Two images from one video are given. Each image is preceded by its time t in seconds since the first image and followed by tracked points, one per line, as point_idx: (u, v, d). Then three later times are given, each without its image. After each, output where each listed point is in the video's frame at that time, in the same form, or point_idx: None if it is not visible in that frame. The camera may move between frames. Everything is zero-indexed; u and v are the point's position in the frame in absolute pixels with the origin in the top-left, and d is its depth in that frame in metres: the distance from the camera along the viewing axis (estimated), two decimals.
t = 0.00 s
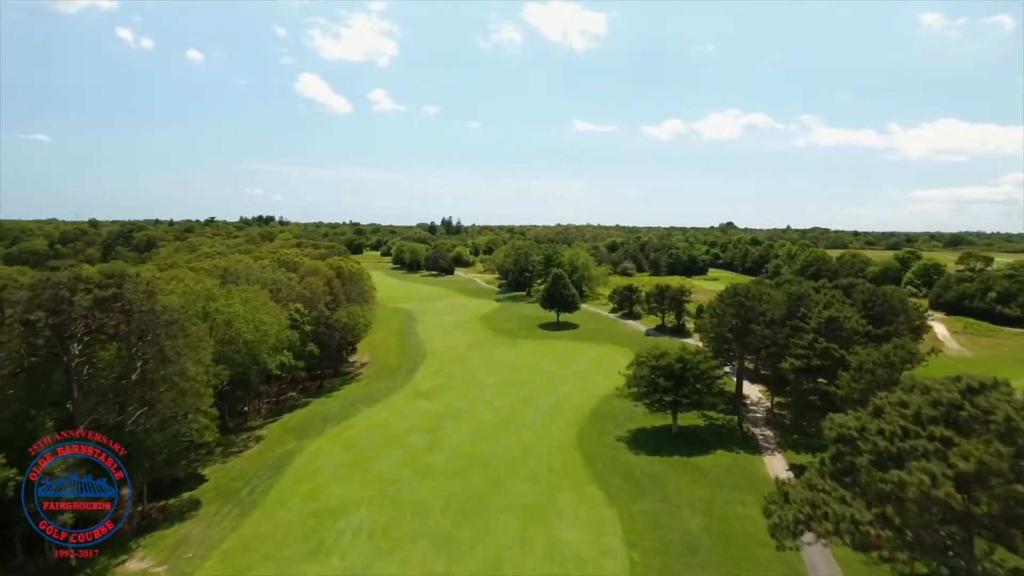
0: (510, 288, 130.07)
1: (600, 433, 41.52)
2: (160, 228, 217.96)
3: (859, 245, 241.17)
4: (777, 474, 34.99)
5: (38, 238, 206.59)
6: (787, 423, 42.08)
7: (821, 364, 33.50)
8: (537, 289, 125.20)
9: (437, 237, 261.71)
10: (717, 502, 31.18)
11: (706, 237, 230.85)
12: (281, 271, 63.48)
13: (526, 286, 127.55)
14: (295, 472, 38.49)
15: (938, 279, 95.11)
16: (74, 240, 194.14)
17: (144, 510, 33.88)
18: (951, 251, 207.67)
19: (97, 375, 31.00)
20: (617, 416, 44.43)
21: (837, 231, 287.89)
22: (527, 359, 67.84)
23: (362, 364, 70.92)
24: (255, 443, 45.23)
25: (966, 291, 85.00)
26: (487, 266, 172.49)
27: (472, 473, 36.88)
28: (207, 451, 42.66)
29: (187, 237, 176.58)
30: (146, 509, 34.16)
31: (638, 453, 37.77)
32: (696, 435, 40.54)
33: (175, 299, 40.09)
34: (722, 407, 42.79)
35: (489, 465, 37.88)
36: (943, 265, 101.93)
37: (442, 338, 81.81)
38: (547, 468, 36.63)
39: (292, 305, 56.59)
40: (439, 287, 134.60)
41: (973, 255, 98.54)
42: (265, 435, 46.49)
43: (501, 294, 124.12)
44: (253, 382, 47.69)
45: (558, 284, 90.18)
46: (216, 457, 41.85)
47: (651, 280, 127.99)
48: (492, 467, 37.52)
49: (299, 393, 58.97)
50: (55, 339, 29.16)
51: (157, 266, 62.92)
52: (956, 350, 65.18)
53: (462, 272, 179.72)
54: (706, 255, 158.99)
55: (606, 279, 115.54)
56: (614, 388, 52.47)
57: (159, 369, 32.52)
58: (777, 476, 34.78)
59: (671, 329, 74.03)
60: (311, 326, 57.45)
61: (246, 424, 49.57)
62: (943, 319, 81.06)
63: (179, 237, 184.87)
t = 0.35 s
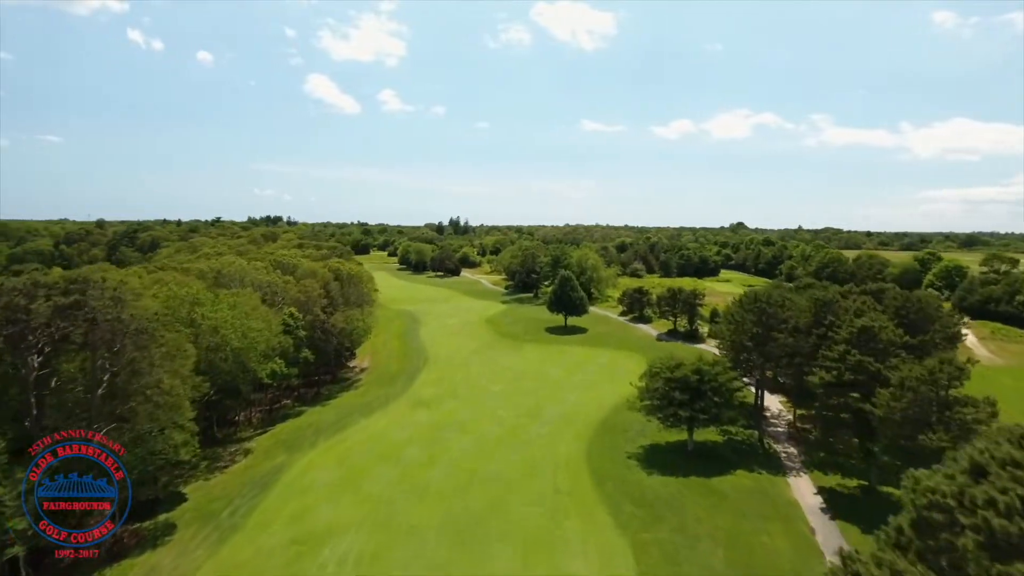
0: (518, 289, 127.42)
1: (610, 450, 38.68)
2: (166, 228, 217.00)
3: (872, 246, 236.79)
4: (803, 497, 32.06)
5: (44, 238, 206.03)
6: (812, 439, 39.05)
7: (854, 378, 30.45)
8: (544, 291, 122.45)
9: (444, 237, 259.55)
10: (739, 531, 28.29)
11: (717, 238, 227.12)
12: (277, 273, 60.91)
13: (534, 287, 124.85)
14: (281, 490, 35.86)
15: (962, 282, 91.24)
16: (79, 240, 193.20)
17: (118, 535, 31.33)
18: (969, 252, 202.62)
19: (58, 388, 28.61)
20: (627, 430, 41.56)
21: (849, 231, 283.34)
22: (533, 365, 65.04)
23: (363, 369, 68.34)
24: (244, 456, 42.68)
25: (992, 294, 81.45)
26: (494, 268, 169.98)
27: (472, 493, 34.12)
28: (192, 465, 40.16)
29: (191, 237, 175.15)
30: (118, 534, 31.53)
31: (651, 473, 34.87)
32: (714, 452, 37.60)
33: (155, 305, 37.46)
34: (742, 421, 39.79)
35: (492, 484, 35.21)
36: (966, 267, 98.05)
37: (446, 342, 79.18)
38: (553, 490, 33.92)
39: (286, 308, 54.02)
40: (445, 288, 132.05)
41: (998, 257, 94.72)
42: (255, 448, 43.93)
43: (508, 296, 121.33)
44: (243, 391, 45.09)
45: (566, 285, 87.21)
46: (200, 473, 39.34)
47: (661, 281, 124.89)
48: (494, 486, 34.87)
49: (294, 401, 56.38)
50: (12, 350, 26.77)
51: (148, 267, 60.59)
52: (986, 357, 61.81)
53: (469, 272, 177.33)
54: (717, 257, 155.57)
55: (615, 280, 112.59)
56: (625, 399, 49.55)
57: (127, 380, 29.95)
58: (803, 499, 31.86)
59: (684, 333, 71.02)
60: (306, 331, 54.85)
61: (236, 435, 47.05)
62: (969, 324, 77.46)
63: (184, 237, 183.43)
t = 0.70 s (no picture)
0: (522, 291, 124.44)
1: (618, 470, 35.49)
2: (168, 228, 215.10)
3: (883, 246, 232.51)
4: (834, 527, 28.85)
5: (44, 238, 204.39)
6: (838, 459, 35.81)
7: (894, 396, 27.29)
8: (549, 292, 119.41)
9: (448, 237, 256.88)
10: (764, 569, 25.14)
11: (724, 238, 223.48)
12: (267, 275, 57.99)
13: (538, 289, 121.82)
14: (260, 514, 32.89)
15: (984, 284, 87.45)
16: (79, 240, 191.39)
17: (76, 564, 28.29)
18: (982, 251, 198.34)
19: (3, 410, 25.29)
20: (637, 448, 38.36)
21: (859, 232, 279.01)
22: (537, 372, 61.96)
23: (358, 375, 65.43)
24: (224, 472, 39.75)
25: (1016, 298, 77.73)
26: (498, 268, 167.04)
27: (468, 519, 31.11)
28: (167, 484, 37.26)
29: (191, 237, 173.10)
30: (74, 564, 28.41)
31: (664, 497, 31.75)
32: (732, 472, 34.42)
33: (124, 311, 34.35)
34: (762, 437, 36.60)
35: (488, 509, 32.09)
36: (987, 268, 94.11)
37: (447, 346, 76.25)
38: (556, 517, 30.76)
39: (274, 313, 51.05)
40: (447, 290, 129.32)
41: (1021, 258, 90.86)
42: (237, 463, 41.01)
43: (511, 298, 118.33)
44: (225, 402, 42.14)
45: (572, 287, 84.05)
46: (175, 492, 36.42)
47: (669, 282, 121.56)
48: (490, 512, 31.77)
49: (284, 410, 53.48)
50: None
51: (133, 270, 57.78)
52: (1015, 365, 58.35)
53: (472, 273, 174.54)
54: (726, 257, 152.07)
55: (622, 282, 109.42)
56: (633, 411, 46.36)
57: (84, 396, 26.76)
58: (834, 529, 28.68)
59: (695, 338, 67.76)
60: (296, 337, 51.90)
61: (218, 449, 44.15)
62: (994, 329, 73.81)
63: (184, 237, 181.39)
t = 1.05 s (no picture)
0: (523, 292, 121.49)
1: (625, 492, 32.46)
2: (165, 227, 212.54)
3: (890, 246, 228.90)
4: (868, 560, 25.82)
5: (40, 237, 201.94)
6: (865, 479, 32.79)
7: (938, 417, 24.26)
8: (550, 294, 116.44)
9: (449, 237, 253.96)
10: None
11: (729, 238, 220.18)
12: (252, 277, 54.98)
13: (539, 290, 118.85)
14: (232, 541, 29.97)
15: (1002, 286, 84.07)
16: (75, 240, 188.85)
17: None
18: (992, 252, 194.46)
19: None
20: (645, 467, 35.33)
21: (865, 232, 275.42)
22: (537, 378, 59.03)
23: (350, 382, 62.53)
24: (200, 491, 36.87)
25: None
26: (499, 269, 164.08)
27: (459, 548, 28.16)
28: (136, 505, 34.40)
29: (187, 237, 170.41)
30: None
31: (677, 524, 28.77)
32: (751, 495, 31.40)
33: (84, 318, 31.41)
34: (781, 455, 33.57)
35: (483, 536, 29.05)
36: (1004, 269, 90.77)
37: (444, 351, 73.36)
38: (557, 546, 27.73)
39: (258, 317, 48.11)
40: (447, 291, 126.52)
41: None
42: (214, 481, 38.12)
43: (512, 299, 115.39)
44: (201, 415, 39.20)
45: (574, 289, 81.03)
46: (143, 515, 33.56)
47: (674, 284, 118.31)
48: (484, 540, 28.74)
49: (269, 420, 50.55)
50: None
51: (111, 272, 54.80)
52: None
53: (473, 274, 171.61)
54: (732, 258, 148.81)
55: (626, 283, 106.38)
56: (639, 424, 43.35)
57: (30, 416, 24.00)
58: (868, 562, 25.66)
59: (703, 343, 64.73)
60: (282, 343, 48.97)
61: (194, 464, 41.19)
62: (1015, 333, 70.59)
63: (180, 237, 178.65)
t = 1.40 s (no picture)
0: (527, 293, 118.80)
1: (636, 516, 29.66)
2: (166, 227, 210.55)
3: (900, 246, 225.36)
4: None
5: (40, 237, 200.08)
6: (899, 503, 29.89)
7: (996, 443, 21.35)
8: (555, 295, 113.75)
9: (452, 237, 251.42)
10: None
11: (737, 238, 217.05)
12: (242, 279, 52.30)
13: (544, 291, 116.12)
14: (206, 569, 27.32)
15: None
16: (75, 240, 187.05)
17: None
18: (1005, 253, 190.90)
19: None
20: (656, 488, 32.49)
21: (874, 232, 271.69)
22: (542, 385, 56.34)
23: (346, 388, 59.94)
24: (178, 509, 34.28)
25: None
26: (503, 270, 161.40)
27: None
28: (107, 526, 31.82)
29: (187, 237, 168.29)
30: None
31: (694, 556, 25.94)
32: (775, 521, 28.52)
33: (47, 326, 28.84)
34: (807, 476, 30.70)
35: (479, 567, 26.31)
36: None
37: (445, 355, 70.74)
38: None
39: (245, 322, 45.48)
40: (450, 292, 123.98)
41: None
42: (193, 498, 35.53)
43: (516, 301, 112.70)
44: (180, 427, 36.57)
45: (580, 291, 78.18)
46: (114, 537, 30.99)
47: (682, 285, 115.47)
48: (482, 571, 25.97)
49: (258, 430, 47.93)
50: None
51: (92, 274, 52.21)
52: None
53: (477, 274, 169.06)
54: (741, 259, 145.82)
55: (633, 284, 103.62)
56: (650, 437, 40.55)
57: None
58: None
59: (714, 348, 61.88)
60: (271, 349, 46.38)
61: (174, 479, 38.58)
62: None
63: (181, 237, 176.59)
